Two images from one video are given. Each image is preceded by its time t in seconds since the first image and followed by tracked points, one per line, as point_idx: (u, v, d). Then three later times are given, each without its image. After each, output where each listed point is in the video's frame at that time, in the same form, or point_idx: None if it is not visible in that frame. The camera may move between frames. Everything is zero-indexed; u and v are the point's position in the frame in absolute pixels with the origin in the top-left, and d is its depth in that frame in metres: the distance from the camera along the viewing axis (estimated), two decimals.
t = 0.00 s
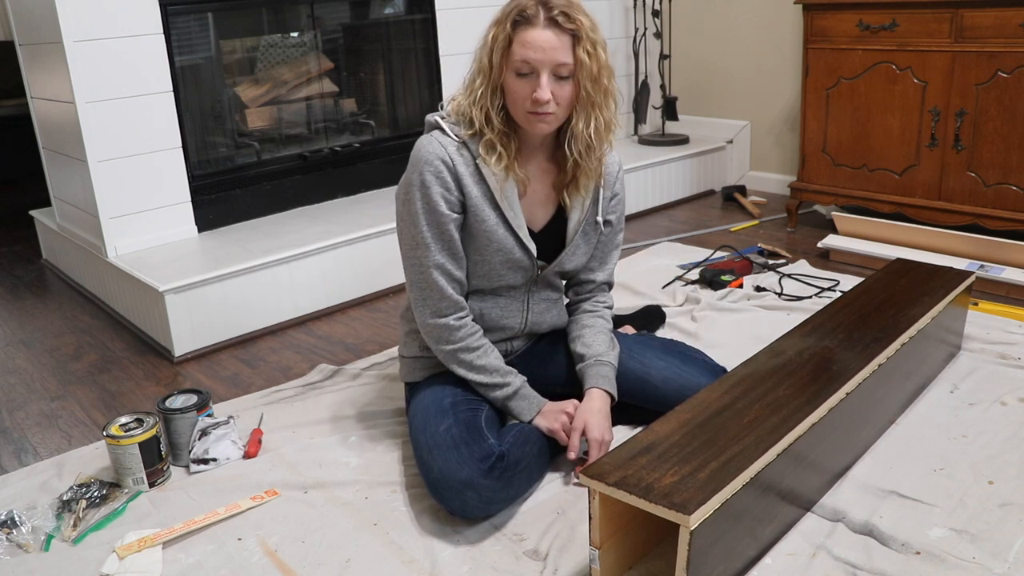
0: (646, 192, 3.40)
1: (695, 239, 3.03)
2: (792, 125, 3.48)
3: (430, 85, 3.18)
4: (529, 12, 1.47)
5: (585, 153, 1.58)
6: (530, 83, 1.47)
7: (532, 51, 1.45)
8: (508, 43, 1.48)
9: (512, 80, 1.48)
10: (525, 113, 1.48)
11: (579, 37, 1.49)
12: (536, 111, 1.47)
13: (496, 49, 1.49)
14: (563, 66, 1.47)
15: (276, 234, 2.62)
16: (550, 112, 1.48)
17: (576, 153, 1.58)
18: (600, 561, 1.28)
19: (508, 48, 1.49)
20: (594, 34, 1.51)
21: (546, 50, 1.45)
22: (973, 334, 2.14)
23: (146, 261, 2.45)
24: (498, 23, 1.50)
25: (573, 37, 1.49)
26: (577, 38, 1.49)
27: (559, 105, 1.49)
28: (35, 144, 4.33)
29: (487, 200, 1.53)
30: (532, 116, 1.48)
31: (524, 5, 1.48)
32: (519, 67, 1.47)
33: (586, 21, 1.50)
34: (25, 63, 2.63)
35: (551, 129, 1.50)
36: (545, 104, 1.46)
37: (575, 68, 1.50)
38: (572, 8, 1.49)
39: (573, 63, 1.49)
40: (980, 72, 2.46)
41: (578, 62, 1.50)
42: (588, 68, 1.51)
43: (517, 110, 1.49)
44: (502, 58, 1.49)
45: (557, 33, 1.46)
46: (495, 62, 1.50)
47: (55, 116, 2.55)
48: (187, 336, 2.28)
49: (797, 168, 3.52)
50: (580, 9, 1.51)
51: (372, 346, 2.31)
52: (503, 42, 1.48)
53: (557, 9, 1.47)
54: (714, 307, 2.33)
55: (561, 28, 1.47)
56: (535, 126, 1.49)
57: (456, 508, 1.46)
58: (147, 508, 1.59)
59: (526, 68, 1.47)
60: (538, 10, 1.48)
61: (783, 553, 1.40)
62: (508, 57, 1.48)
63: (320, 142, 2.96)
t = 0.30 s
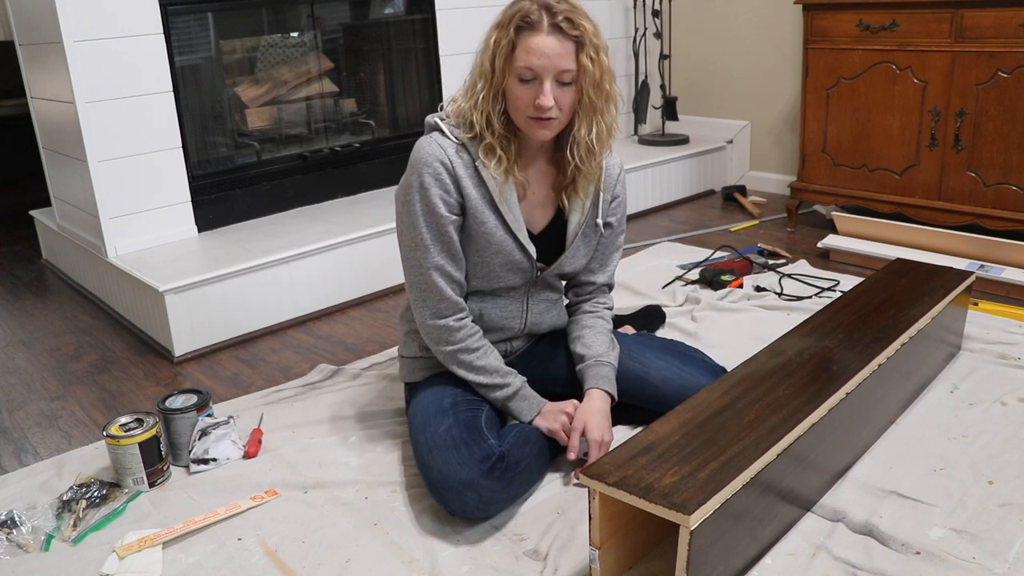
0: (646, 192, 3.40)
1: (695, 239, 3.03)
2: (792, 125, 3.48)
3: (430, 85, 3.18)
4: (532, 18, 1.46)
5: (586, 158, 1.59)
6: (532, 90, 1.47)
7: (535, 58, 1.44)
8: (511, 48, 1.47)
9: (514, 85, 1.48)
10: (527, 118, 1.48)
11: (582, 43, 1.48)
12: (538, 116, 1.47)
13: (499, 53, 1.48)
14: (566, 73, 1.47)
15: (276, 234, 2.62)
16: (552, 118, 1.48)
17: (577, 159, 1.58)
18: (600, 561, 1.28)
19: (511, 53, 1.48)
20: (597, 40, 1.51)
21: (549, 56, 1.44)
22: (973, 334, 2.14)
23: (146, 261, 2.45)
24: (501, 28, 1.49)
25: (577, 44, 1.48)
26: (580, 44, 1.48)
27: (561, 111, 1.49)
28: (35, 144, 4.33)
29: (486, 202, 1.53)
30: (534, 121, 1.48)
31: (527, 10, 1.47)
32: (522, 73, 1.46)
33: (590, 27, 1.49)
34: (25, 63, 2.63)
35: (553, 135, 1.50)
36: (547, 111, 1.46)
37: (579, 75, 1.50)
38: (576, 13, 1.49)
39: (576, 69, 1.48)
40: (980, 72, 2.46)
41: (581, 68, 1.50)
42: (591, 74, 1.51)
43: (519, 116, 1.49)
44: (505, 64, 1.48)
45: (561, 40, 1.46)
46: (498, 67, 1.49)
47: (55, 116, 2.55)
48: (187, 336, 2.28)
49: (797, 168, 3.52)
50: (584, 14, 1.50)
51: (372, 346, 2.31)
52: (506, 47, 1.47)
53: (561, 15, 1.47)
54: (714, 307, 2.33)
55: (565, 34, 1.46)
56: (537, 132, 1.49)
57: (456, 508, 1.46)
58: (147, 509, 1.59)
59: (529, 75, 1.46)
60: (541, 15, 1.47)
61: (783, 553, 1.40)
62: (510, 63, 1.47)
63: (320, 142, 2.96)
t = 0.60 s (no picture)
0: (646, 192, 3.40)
1: (695, 239, 3.03)
2: (792, 125, 3.48)
3: (430, 85, 3.18)
4: (535, 23, 1.46)
5: (589, 163, 1.59)
6: (535, 96, 1.46)
7: (538, 64, 1.44)
8: (514, 54, 1.47)
9: (517, 91, 1.48)
10: (529, 124, 1.48)
11: (585, 49, 1.48)
12: (540, 123, 1.47)
13: (501, 59, 1.48)
14: (569, 79, 1.47)
15: (276, 234, 2.62)
16: (555, 124, 1.48)
17: (580, 164, 1.58)
18: (601, 561, 1.28)
19: (513, 59, 1.47)
20: (600, 46, 1.50)
21: (552, 63, 1.44)
22: (973, 334, 2.14)
23: (146, 261, 2.45)
24: (503, 34, 1.48)
25: (580, 50, 1.48)
26: (583, 50, 1.48)
27: (563, 117, 1.49)
28: (35, 144, 4.33)
29: (487, 203, 1.53)
30: (536, 127, 1.48)
31: (530, 16, 1.46)
32: (525, 79, 1.46)
33: (593, 32, 1.49)
34: (25, 63, 2.63)
35: (555, 140, 1.50)
36: (549, 117, 1.46)
37: (581, 80, 1.50)
38: (579, 18, 1.48)
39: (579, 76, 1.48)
40: (980, 72, 2.46)
41: (584, 73, 1.50)
42: (594, 80, 1.51)
43: (521, 121, 1.49)
44: (507, 69, 1.48)
45: (564, 46, 1.45)
46: (501, 72, 1.48)
47: (55, 116, 2.55)
48: (187, 336, 2.28)
49: (797, 168, 3.52)
50: (587, 19, 1.50)
51: (372, 346, 2.31)
52: (509, 52, 1.47)
53: (565, 20, 1.46)
54: (714, 307, 2.33)
55: (568, 40, 1.46)
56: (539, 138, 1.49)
57: (456, 508, 1.46)
58: (147, 509, 1.59)
59: (532, 81, 1.46)
60: (544, 20, 1.46)
61: (783, 553, 1.40)
62: (512, 68, 1.47)
63: (320, 142, 2.96)
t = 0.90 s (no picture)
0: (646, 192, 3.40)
1: (695, 239, 3.03)
2: (792, 125, 3.48)
3: (430, 85, 3.18)
4: (537, 22, 1.46)
5: (590, 163, 1.59)
6: (537, 95, 1.46)
7: (540, 64, 1.44)
8: (516, 54, 1.47)
9: (519, 91, 1.48)
10: (531, 124, 1.48)
11: (587, 49, 1.48)
12: (542, 122, 1.47)
13: (503, 59, 1.48)
14: (571, 78, 1.47)
15: (276, 234, 2.62)
16: (556, 124, 1.48)
17: (581, 164, 1.58)
18: (601, 561, 1.28)
19: (515, 58, 1.47)
20: (602, 45, 1.51)
21: (554, 63, 1.44)
22: (973, 334, 2.14)
23: (146, 261, 2.45)
24: (506, 33, 1.48)
25: (582, 49, 1.48)
26: (585, 50, 1.48)
27: (564, 117, 1.49)
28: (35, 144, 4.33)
29: (487, 203, 1.53)
30: (538, 127, 1.48)
31: (533, 15, 1.46)
32: (527, 78, 1.46)
33: (594, 32, 1.49)
34: (25, 63, 2.63)
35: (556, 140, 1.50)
36: (551, 116, 1.46)
37: (583, 80, 1.50)
38: (580, 18, 1.49)
39: (580, 75, 1.49)
40: (980, 72, 2.46)
41: (585, 73, 1.50)
42: (596, 79, 1.51)
43: (523, 121, 1.49)
44: (509, 69, 1.48)
45: (566, 46, 1.45)
46: (503, 72, 1.48)
47: (55, 116, 2.55)
48: (187, 336, 2.28)
49: (797, 168, 3.52)
50: (588, 19, 1.50)
51: (372, 346, 2.31)
52: (511, 52, 1.47)
53: (567, 20, 1.46)
54: (714, 307, 2.33)
55: (570, 40, 1.46)
56: (541, 138, 1.49)
57: (456, 508, 1.46)
58: (147, 509, 1.59)
59: (534, 80, 1.46)
60: (546, 20, 1.46)
61: (782, 553, 1.40)
62: (514, 68, 1.47)
63: (320, 142, 2.96)
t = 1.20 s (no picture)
0: (646, 192, 3.40)
1: (695, 239, 3.03)
2: (792, 125, 3.48)
3: (431, 85, 3.18)
4: (543, 21, 1.46)
5: (594, 163, 1.59)
6: (543, 93, 1.46)
7: (546, 62, 1.44)
8: (521, 52, 1.47)
9: (524, 89, 1.47)
10: (536, 122, 1.48)
11: (593, 48, 1.48)
12: (547, 120, 1.47)
13: (508, 57, 1.48)
14: (577, 77, 1.47)
15: (276, 234, 2.62)
16: (561, 122, 1.48)
17: (585, 163, 1.58)
18: (601, 561, 1.28)
19: (521, 57, 1.47)
20: (607, 45, 1.51)
21: (560, 61, 1.44)
22: (973, 334, 2.14)
23: (146, 261, 2.45)
24: (512, 31, 1.48)
25: (588, 48, 1.48)
26: (591, 49, 1.49)
27: (569, 115, 1.49)
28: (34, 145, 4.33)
29: (488, 203, 1.53)
30: (543, 125, 1.48)
31: (539, 14, 1.46)
32: (533, 76, 1.46)
33: (600, 31, 1.49)
34: (25, 63, 2.63)
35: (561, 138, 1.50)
36: (557, 115, 1.46)
37: (588, 79, 1.50)
38: (585, 17, 1.49)
39: (586, 74, 1.49)
40: (980, 71, 2.46)
41: (591, 72, 1.50)
42: (601, 78, 1.51)
43: (527, 119, 1.49)
44: (514, 67, 1.48)
45: (572, 44, 1.45)
46: (508, 70, 1.48)
47: (55, 116, 2.55)
48: (187, 336, 2.28)
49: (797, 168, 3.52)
50: (594, 18, 1.50)
51: (372, 346, 2.31)
52: (517, 50, 1.47)
53: (572, 19, 1.47)
54: (714, 307, 2.33)
55: (576, 38, 1.46)
56: (545, 136, 1.49)
57: (456, 508, 1.46)
58: (147, 509, 1.59)
59: (540, 78, 1.46)
60: (553, 19, 1.46)
61: (783, 553, 1.40)
62: (519, 66, 1.47)
63: (320, 142, 2.96)
